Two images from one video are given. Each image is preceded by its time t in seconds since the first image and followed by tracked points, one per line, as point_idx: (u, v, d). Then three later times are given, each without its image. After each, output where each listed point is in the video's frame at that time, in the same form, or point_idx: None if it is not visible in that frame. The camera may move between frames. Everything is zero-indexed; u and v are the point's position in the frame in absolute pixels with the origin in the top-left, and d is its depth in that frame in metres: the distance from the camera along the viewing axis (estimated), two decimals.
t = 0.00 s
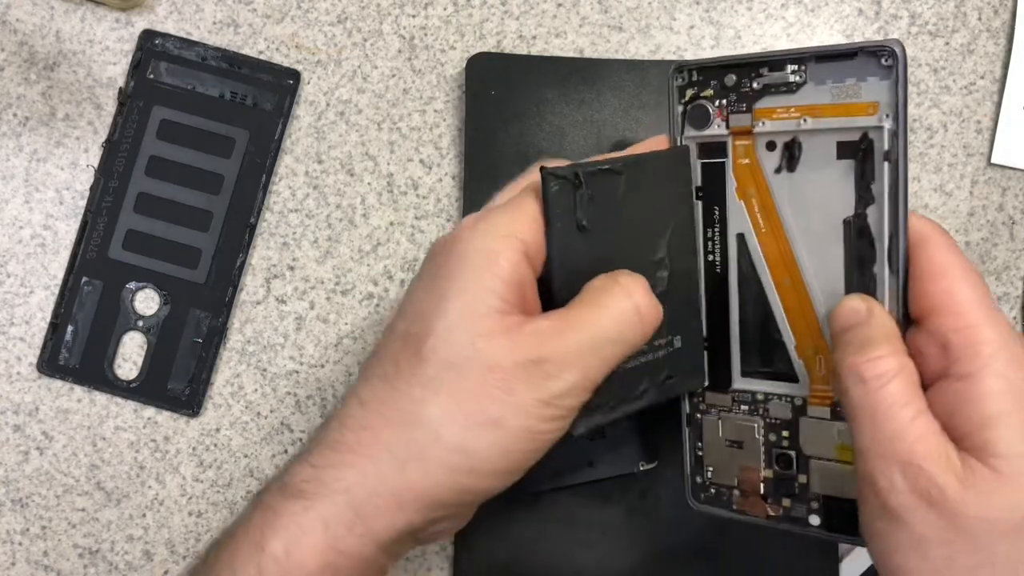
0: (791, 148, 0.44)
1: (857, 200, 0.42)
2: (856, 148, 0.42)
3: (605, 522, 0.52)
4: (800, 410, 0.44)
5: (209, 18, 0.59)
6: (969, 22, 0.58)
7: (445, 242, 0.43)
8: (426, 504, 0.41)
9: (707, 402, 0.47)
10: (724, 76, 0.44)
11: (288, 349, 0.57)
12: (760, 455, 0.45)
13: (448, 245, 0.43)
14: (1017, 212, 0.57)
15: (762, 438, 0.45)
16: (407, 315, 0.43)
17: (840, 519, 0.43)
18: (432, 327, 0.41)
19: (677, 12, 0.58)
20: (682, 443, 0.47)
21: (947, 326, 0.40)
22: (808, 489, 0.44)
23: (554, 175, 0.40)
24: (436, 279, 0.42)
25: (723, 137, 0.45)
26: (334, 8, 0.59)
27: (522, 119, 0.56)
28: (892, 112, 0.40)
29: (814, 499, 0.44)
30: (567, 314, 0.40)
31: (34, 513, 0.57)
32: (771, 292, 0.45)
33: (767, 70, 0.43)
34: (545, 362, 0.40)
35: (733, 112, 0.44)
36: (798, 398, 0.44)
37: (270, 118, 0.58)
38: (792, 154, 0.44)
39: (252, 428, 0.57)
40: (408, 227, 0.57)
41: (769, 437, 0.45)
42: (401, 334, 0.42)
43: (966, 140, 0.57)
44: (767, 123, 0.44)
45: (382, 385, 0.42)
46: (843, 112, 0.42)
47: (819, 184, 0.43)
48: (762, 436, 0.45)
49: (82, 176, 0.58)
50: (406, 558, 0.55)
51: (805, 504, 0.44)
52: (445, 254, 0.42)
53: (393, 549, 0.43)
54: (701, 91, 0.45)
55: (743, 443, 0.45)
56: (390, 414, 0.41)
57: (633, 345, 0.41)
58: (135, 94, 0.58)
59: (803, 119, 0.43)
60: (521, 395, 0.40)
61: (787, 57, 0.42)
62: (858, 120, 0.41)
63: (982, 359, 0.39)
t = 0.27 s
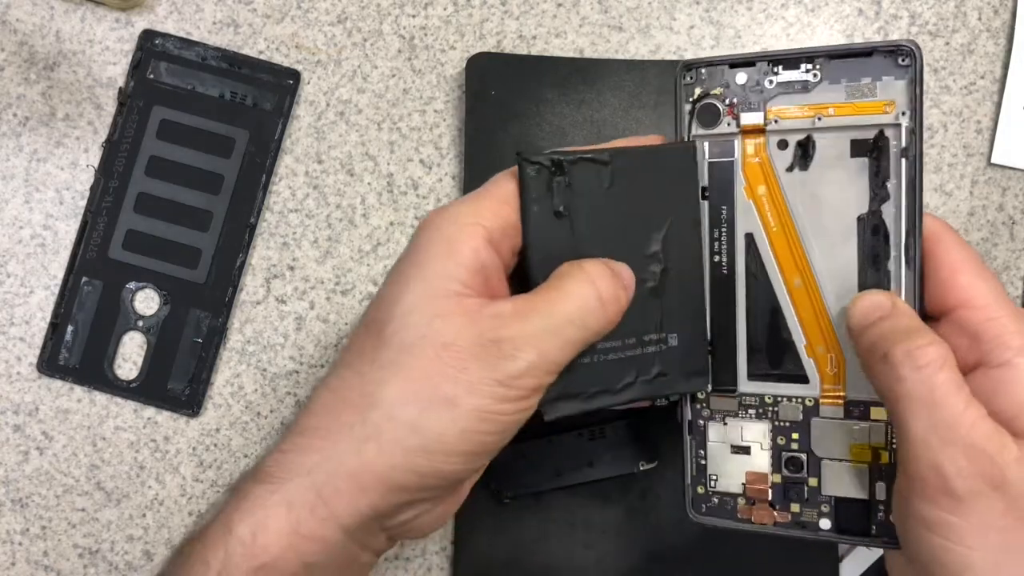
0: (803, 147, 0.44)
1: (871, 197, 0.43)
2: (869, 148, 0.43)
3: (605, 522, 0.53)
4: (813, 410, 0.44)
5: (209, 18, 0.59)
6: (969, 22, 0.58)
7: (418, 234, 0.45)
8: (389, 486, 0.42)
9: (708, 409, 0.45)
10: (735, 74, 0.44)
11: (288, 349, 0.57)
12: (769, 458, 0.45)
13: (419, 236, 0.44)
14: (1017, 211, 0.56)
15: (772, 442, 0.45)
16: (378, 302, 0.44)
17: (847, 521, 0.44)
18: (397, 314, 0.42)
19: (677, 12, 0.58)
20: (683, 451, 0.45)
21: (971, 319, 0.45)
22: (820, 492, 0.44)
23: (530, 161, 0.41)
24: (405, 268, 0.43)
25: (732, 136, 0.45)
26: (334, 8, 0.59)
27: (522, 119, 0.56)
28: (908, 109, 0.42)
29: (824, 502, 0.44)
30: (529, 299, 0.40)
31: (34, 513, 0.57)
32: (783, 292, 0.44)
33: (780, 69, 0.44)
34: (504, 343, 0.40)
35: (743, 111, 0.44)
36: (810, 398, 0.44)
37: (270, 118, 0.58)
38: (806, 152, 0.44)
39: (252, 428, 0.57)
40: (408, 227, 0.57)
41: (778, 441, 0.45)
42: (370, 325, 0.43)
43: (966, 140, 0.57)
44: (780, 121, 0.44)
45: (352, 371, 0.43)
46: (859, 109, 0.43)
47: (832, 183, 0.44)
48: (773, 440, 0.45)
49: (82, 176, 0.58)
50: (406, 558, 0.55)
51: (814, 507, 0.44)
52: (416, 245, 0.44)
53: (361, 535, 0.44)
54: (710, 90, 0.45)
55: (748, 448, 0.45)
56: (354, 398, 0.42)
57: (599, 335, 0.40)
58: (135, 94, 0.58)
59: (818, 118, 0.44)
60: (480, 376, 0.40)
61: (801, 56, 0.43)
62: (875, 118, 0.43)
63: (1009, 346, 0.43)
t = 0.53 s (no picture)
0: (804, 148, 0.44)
1: (872, 197, 0.43)
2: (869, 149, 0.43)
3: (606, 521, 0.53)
4: (815, 416, 0.44)
5: (209, 18, 0.59)
6: (968, 22, 0.58)
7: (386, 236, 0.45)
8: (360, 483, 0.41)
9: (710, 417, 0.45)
10: (734, 75, 0.45)
11: (288, 350, 0.57)
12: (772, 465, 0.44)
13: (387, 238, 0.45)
14: (1017, 212, 0.56)
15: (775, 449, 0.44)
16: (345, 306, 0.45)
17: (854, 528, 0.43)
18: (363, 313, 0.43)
19: (677, 12, 0.58)
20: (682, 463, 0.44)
21: (980, 316, 0.47)
22: (824, 498, 0.43)
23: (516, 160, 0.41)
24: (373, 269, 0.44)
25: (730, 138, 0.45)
26: (334, 8, 0.59)
27: (522, 119, 0.56)
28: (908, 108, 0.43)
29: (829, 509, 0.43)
30: (496, 298, 0.40)
31: (34, 513, 0.57)
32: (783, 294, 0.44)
33: (780, 70, 0.44)
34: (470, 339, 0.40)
35: (743, 112, 0.44)
36: (812, 403, 0.44)
37: (270, 118, 0.58)
38: (807, 154, 0.43)
39: (252, 428, 0.57)
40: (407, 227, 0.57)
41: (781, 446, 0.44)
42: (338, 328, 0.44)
43: (966, 140, 0.57)
44: (780, 122, 0.44)
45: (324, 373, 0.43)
46: (860, 110, 0.43)
47: (832, 184, 0.44)
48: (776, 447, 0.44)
49: (82, 176, 0.58)
50: (406, 558, 0.55)
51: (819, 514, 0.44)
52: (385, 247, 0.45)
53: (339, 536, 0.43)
54: (708, 90, 0.45)
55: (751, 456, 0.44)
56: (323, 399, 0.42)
57: (568, 337, 0.39)
58: (135, 94, 0.58)
59: (818, 118, 0.43)
60: (443, 373, 0.40)
61: (801, 57, 0.44)
62: (875, 118, 0.43)
63: (1019, 343, 0.46)
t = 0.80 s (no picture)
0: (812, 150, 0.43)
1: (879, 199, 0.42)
2: (878, 151, 0.43)
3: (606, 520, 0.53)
4: (823, 419, 0.43)
5: (209, 18, 0.59)
6: (968, 22, 0.58)
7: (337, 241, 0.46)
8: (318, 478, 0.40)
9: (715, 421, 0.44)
10: (741, 76, 0.44)
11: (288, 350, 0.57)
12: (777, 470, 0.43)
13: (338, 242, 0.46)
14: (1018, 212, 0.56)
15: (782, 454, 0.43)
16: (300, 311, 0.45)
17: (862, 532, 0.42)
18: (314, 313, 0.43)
19: (677, 12, 0.58)
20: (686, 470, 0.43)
21: (989, 318, 0.47)
22: (831, 504, 0.43)
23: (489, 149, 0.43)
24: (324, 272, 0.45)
25: (737, 138, 0.44)
26: (334, 8, 0.59)
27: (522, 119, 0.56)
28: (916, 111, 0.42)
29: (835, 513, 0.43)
30: (451, 286, 0.40)
31: (34, 513, 0.57)
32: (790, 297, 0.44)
33: (788, 70, 0.43)
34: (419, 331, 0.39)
35: (750, 113, 0.44)
36: (819, 407, 0.43)
37: (270, 118, 0.58)
38: (814, 156, 0.43)
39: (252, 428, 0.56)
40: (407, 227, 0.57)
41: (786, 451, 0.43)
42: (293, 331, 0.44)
43: (966, 140, 0.57)
44: (787, 123, 0.43)
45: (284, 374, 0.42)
46: (867, 113, 0.43)
47: (840, 186, 0.43)
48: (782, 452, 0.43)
49: (82, 176, 0.58)
50: (406, 558, 0.55)
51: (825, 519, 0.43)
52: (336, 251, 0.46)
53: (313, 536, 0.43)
54: (715, 91, 0.44)
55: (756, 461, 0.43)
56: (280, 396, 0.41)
57: (520, 328, 0.40)
58: (135, 94, 0.58)
59: (826, 120, 0.43)
60: (393, 358, 0.40)
61: (809, 58, 0.43)
62: (882, 121, 0.42)
63: None
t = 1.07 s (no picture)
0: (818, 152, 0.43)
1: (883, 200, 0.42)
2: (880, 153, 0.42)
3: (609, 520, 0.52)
4: (837, 421, 0.43)
5: (209, 18, 0.59)
6: (968, 22, 0.58)
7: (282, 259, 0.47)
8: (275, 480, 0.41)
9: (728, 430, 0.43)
10: (751, 75, 0.43)
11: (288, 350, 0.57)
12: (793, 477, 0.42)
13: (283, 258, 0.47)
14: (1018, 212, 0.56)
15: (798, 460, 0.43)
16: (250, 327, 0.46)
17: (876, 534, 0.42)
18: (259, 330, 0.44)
19: (677, 12, 0.58)
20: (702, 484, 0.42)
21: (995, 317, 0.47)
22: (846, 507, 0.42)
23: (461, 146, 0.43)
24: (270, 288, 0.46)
25: (745, 138, 0.43)
26: (334, 8, 0.59)
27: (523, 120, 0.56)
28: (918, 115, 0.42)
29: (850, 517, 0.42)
30: (383, 294, 0.40)
31: (34, 513, 0.57)
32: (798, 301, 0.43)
33: (796, 71, 0.43)
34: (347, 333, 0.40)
35: (759, 113, 0.43)
36: (832, 409, 0.43)
37: (270, 118, 0.58)
38: (822, 158, 0.43)
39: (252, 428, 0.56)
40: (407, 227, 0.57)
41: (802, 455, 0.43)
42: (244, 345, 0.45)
43: (966, 140, 0.57)
44: (794, 124, 0.43)
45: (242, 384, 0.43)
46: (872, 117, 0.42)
47: (845, 188, 0.43)
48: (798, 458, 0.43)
49: (82, 176, 0.58)
50: (407, 558, 0.55)
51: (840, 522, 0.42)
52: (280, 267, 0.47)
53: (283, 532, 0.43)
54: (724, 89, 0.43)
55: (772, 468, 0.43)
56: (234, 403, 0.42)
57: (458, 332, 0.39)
58: (135, 94, 0.58)
59: (831, 122, 0.43)
60: (326, 366, 0.40)
61: (814, 60, 0.43)
62: (886, 124, 0.42)
63: None
